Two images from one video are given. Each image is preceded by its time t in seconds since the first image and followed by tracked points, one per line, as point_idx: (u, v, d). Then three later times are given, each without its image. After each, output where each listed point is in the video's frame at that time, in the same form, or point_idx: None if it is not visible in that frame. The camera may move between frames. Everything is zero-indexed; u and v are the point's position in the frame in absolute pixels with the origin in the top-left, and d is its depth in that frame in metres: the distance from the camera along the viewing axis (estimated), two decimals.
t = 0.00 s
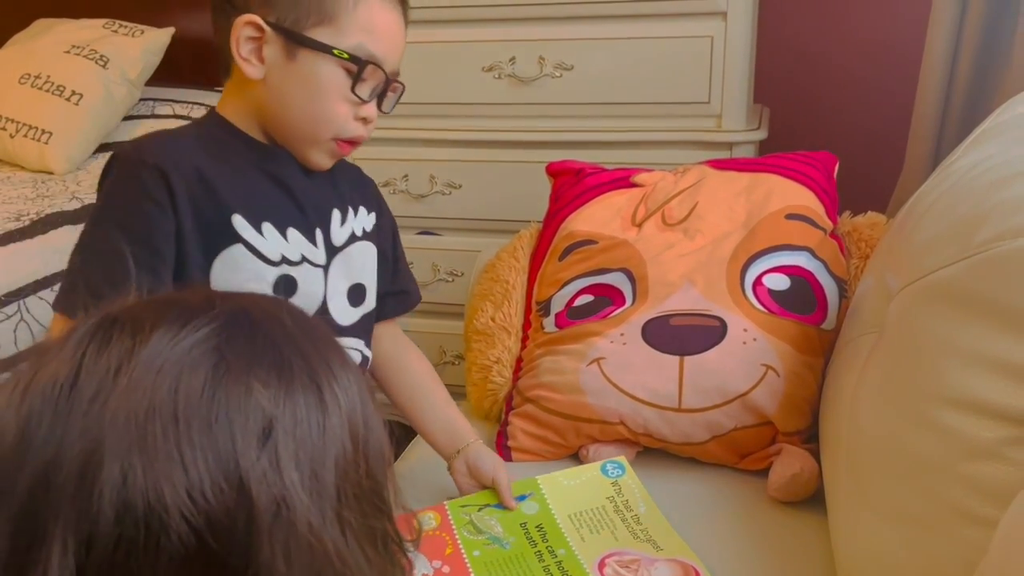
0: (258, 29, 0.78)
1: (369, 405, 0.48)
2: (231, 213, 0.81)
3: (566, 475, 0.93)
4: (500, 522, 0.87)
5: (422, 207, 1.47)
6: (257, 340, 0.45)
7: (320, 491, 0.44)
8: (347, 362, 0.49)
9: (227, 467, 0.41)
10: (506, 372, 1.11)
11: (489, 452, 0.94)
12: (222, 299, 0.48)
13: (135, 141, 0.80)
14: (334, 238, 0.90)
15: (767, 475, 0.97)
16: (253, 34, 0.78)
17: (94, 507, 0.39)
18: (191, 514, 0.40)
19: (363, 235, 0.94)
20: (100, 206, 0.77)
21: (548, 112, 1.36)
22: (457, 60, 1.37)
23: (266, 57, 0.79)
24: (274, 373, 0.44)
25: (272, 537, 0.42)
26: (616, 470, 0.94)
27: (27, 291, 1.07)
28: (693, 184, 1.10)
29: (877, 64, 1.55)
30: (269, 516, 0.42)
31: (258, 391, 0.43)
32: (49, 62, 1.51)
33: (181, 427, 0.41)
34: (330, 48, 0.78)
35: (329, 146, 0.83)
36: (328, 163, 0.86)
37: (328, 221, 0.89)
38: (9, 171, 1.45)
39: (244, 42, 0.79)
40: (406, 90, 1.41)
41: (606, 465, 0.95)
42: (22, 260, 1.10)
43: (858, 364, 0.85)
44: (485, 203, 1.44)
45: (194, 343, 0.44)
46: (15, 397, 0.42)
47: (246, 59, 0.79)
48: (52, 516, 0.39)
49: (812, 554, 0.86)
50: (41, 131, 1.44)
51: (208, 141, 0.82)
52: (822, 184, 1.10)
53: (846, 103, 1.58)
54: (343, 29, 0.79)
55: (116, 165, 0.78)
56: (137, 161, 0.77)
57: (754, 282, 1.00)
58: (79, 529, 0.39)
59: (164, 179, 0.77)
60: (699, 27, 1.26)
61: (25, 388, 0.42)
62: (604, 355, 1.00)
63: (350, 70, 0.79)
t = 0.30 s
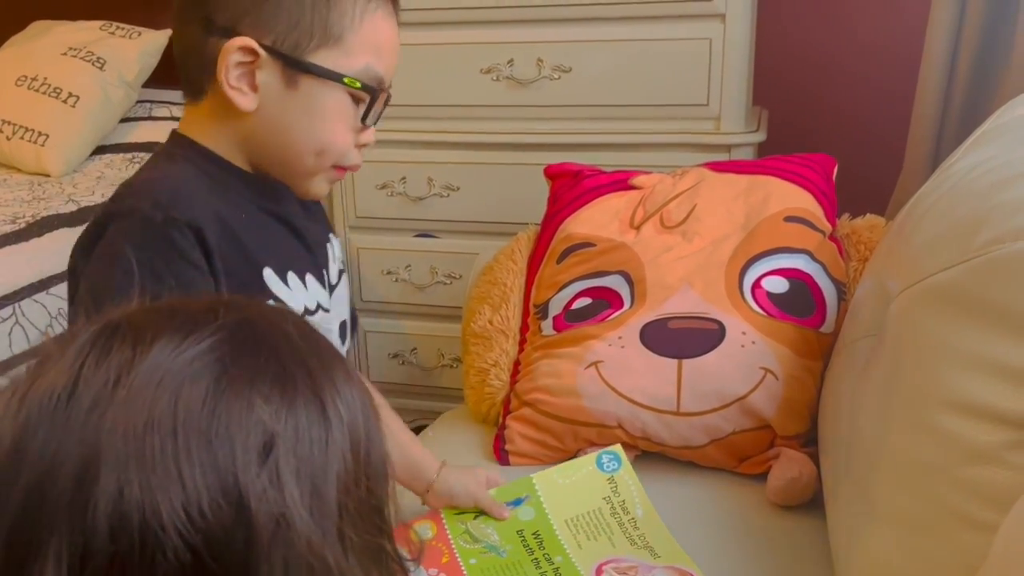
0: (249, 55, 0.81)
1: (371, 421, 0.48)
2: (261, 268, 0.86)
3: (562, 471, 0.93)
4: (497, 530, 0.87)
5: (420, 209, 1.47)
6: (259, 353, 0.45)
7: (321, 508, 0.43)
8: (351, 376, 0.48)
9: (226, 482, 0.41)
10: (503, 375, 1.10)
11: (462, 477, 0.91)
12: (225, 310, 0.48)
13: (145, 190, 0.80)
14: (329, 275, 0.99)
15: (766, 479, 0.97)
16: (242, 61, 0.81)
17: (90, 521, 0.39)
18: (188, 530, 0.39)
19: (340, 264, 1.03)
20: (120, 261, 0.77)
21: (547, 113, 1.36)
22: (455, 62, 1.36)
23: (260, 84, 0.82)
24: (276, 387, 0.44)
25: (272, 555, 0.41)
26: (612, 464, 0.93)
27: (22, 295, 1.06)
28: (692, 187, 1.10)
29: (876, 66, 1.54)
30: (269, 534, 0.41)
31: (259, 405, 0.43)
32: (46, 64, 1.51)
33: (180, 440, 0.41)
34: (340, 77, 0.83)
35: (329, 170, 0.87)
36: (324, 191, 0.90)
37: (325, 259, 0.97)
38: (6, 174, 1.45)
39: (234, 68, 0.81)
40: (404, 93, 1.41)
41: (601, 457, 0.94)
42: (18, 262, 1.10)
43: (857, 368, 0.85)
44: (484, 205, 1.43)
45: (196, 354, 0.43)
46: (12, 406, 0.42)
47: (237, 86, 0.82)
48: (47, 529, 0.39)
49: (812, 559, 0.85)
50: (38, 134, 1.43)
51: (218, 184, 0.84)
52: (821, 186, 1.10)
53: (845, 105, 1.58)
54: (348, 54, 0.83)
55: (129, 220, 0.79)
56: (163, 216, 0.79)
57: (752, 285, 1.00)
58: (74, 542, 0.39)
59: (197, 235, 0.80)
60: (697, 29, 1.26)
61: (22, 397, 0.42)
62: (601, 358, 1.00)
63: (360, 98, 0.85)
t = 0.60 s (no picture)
0: (223, 55, 0.76)
1: (383, 406, 0.48)
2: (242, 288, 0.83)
3: (562, 470, 0.93)
4: (497, 528, 0.87)
5: (420, 207, 1.47)
6: (269, 339, 0.45)
7: (330, 493, 0.44)
8: (363, 361, 0.48)
9: (234, 466, 0.41)
10: (505, 372, 1.10)
11: (461, 473, 0.91)
12: (237, 297, 0.49)
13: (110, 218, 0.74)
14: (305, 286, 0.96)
15: (768, 475, 0.97)
16: (216, 62, 0.76)
17: (102, 503, 0.40)
18: (197, 514, 0.40)
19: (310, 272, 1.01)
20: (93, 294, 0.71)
21: (548, 111, 1.36)
22: (456, 60, 1.36)
23: (235, 86, 0.78)
24: (285, 372, 0.44)
25: (280, 539, 0.42)
26: (613, 464, 0.94)
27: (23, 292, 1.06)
28: (692, 184, 1.10)
29: (875, 65, 1.55)
30: (278, 518, 0.42)
31: (268, 390, 0.43)
32: (46, 63, 1.51)
33: (188, 425, 0.41)
34: (326, 79, 0.80)
35: (307, 176, 0.85)
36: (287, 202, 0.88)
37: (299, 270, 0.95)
38: (6, 172, 1.45)
39: (207, 70, 0.76)
40: (405, 91, 1.41)
41: (601, 457, 0.95)
42: (19, 259, 1.10)
43: (859, 363, 0.85)
44: (484, 203, 1.44)
45: (205, 341, 0.44)
46: (30, 392, 0.44)
47: (210, 88, 0.77)
48: (61, 511, 0.40)
49: (815, 554, 0.85)
50: (38, 132, 1.43)
51: (187, 203, 0.79)
52: (822, 184, 1.10)
53: (845, 104, 1.59)
54: (331, 52, 0.80)
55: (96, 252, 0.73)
56: (136, 245, 0.73)
57: (754, 281, 1.00)
58: (86, 525, 0.40)
59: (174, 260, 0.76)
60: (697, 28, 1.26)
61: (38, 385, 0.44)
62: (603, 355, 1.00)
63: (344, 101, 0.82)
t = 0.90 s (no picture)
0: (191, 62, 0.76)
1: (387, 411, 0.48)
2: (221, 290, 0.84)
3: (560, 458, 0.92)
4: (497, 520, 0.87)
5: (419, 207, 1.47)
6: (270, 345, 0.45)
7: (332, 501, 0.44)
8: (367, 365, 0.48)
9: (236, 475, 0.41)
10: (502, 373, 1.10)
11: (457, 456, 0.94)
12: (239, 301, 0.49)
13: (81, 236, 0.75)
14: (299, 276, 0.97)
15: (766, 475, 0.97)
16: (184, 70, 0.76)
17: (103, 513, 0.40)
18: (198, 523, 0.40)
19: (308, 266, 1.02)
20: (61, 317, 0.72)
21: (547, 111, 1.36)
22: (454, 61, 1.36)
23: (204, 92, 0.77)
24: (287, 379, 0.44)
25: (283, 549, 0.42)
26: (613, 451, 0.93)
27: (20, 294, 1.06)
28: (691, 184, 1.10)
29: (874, 65, 1.55)
30: (280, 528, 0.42)
31: (269, 398, 0.43)
32: (44, 63, 1.51)
33: (189, 434, 0.41)
34: (298, 86, 0.79)
35: (286, 179, 0.85)
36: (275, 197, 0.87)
37: (292, 262, 0.96)
38: (4, 172, 1.44)
39: (175, 78, 0.76)
40: (403, 91, 1.41)
41: (601, 443, 0.94)
42: (16, 260, 1.10)
43: (856, 364, 0.85)
44: (482, 204, 1.44)
45: (206, 348, 0.44)
46: (31, 400, 0.44)
47: (179, 96, 0.77)
48: (65, 521, 0.41)
49: (813, 555, 0.86)
50: (35, 132, 1.43)
51: (162, 211, 0.80)
52: (819, 184, 1.10)
53: (843, 105, 1.59)
54: (303, 57, 0.80)
55: (65, 271, 0.74)
56: (103, 264, 0.74)
57: (751, 282, 1.00)
58: (88, 534, 0.40)
59: (143, 276, 0.76)
60: (696, 28, 1.26)
61: (40, 393, 0.44)
62: (600, 355, 1.00)
63: (318, 106, 0.82)
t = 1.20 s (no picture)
0: (191, 50, 0.76)
1: (388, 410, 0.48)
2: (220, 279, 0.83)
3: (562, 462, 0.92)
4: (496, 517, 0.86)
5: (417, 205, 1.46)
6: (272, 341, 0.45)
7: (330, 500, 0.43)
8: (368, 363, 0.48)
9: (233, 472, 0.41)
10: (501, 371, 1.10)
11: (466, 452, 0.94)
12: (243, 294, 0.48)
13: (79, 221, 0.75)
14: (294, 269, 0.97)
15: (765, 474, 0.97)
16: (184, 57, 0.76)
17: (99, 505, 0.40)
18: (195, 519, 0.40)
19: (305, 262, 1.01)
20: (62, 300, 0.72)
21: (546, 109, 1.36)
22: (453, 58, 1.36)
23: (203, 81, 0.77)
24: (288, 376, 0.44)
25: (279, 547, 0.42)
26: (613, 454, 0.93)
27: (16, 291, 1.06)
28: (690, 182, 1.10)
29: (873, 63, 1.54)
30: (276, 527, 0.42)
31: (269, 395, 0.43)
32: (41, 60, 1.50)
33: (188, 429, 0.41)
34: (294, 82, 0.79)
35: (281, 173, 0.84)
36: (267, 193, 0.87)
37: (287, 254, 0.96)
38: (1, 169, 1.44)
39: (175, 65, 0.76)
40: (401, 89, 1.40)
41: (601, 448, 0.94)
42: (12, 257, 1.09)
43: (856, 363, 0.85)
44: (481, 202, 1.43)
45: (208, 342, 0.44)
46: (31, 389, 0.44)
47: (179, 84, 0.77)
48: (60, 511, 0.41)
49: (812, 554, 0.85)
50: (33, 129, 1.42)
51: (160, 199, 0.80)
52: (819, 182, 1.10)
53: (843, 102, 1.58)
54: (302, 53, 0.79)
55: (64, 256, 0.74)
56: (102, 248, 0.74)
57: (751, 280, 1.00)
58: (84, 527, 0.40)
59: (142, 259, 0.76)
60: (695, 26, 1.26)
61: (40, 384, 0.44)
62: (599, 353, 1.00)
63: (313, 104, 0.82)
